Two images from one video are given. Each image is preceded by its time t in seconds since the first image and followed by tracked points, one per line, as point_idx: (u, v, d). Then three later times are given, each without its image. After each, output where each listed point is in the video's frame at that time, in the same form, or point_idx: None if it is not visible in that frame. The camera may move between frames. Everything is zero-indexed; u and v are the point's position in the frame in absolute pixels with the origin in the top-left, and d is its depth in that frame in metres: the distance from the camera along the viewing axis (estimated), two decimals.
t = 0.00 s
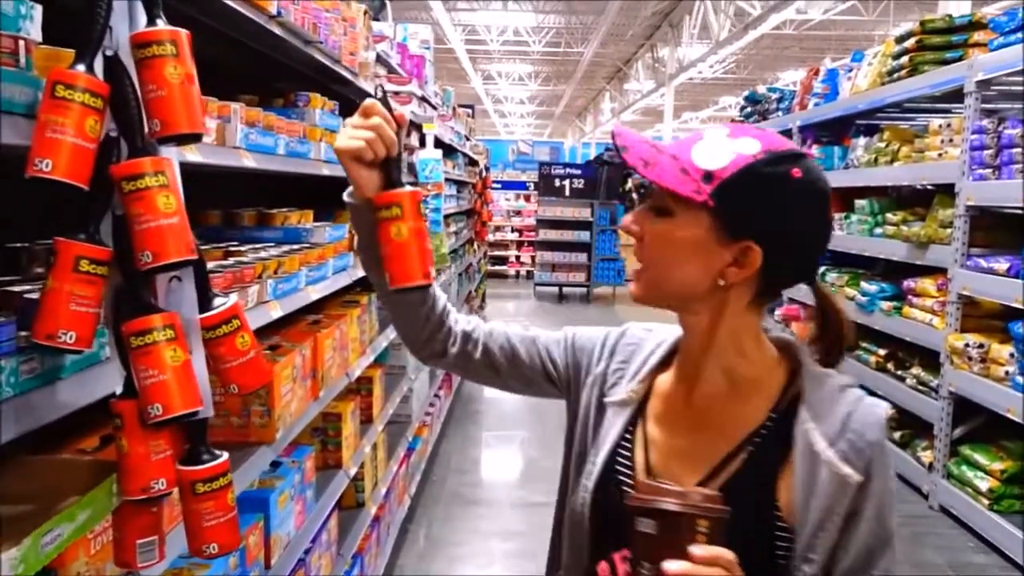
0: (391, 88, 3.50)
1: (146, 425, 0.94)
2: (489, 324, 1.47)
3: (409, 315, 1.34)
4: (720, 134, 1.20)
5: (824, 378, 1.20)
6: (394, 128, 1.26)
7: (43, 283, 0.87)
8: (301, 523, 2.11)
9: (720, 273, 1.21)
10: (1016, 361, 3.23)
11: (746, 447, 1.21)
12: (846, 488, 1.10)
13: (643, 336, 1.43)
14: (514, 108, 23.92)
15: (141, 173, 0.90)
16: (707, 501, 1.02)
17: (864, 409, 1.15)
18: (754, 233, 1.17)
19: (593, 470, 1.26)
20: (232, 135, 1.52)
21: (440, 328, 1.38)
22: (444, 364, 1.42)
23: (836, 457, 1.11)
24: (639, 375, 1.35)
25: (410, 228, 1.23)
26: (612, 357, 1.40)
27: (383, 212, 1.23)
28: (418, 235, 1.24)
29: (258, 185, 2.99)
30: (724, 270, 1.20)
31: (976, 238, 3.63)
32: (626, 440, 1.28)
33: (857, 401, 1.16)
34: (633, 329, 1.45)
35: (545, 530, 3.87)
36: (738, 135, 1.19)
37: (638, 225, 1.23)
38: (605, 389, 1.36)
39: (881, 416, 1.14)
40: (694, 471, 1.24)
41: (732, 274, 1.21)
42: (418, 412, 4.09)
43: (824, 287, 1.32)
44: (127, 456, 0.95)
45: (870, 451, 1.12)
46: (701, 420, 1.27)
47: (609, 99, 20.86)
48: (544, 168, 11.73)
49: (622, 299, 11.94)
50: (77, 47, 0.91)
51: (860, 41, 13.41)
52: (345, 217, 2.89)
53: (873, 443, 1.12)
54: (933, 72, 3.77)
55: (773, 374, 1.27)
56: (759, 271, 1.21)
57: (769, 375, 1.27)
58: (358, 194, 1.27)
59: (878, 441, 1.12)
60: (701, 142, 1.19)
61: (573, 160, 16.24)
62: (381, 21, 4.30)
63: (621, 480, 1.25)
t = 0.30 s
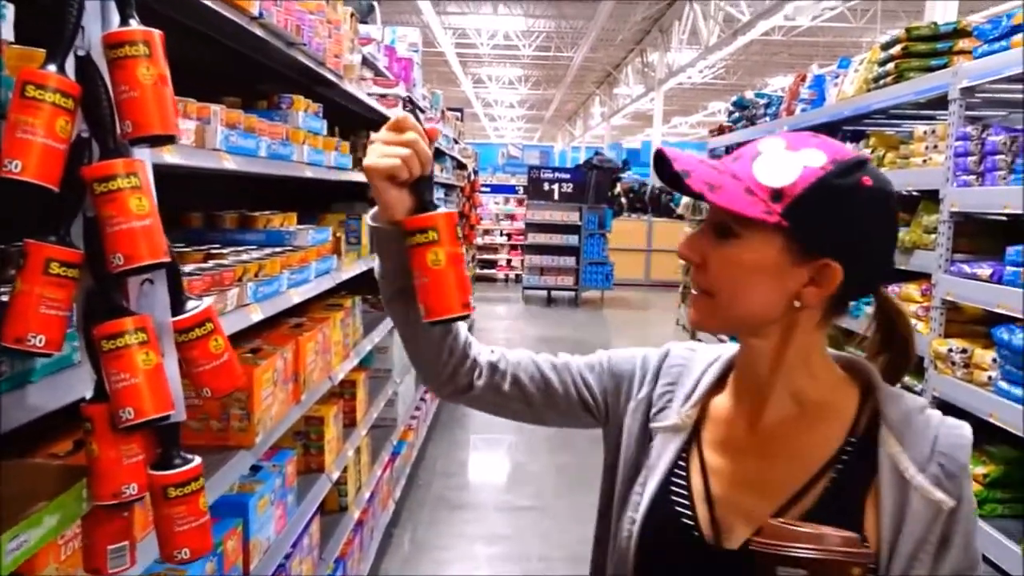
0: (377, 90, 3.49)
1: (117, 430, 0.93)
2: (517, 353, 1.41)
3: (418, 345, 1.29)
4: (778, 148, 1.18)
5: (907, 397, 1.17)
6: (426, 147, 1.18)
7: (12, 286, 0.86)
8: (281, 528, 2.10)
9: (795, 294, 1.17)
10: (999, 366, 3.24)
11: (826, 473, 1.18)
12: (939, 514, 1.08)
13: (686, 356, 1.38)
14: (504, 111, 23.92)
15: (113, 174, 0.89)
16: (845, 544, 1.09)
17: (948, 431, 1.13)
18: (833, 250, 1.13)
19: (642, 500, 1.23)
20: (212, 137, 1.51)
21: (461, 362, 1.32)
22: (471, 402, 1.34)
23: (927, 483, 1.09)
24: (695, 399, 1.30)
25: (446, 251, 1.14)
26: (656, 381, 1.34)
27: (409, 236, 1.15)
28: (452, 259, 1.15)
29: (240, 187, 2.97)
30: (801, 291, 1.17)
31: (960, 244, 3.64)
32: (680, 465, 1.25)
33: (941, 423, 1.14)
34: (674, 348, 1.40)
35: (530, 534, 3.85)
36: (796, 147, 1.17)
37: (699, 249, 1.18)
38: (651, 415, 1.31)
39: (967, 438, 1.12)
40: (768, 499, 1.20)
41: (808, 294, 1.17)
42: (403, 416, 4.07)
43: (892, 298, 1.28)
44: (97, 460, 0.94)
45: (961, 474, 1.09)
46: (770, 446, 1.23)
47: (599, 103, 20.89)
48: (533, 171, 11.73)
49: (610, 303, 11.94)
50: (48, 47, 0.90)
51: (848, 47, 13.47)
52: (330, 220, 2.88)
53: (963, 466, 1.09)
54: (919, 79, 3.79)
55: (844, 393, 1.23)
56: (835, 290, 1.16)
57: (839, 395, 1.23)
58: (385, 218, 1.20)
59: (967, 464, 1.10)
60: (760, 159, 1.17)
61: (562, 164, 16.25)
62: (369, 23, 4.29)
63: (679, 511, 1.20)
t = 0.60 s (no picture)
0: (349, 89, 3.46)
1: (75, 429, 0.91)
2: (506, 317, 1.26)
3: (428, 286, 1.14)
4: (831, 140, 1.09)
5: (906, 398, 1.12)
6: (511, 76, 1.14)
7: None
8: (248, 529, 2.07)
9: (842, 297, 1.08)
10: (962, 369, 3.30)
11: (841, 487, 1.09)
12: (954, 512, 1.03)
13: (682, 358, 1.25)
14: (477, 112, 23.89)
15: (73, 169, 0.87)
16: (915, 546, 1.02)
17: (952, 427, 1.08)
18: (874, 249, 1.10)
19: (638, 512, 1.10)
20: (178, 132, 1.48)
21: (460, 305, 1.17)
22: (450, 352, 1.20)
23: (943, 483, 1.03)
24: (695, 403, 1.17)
25: (471, 164, 1.03)
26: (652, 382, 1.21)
27: (455, 132, 1.01)
28: (469, 178, 1.04)
29: (208, 184, 2.93)
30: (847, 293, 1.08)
31: (925, 249, 3.70)
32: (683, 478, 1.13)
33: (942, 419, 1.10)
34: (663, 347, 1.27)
35: (500, 535, 3.85)
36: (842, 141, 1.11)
37: (779, 247, 1.04)
38: (644, 417, 1.18)
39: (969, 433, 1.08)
40: (785, 517, 1.09)
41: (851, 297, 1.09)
42: (373, 416, 4.04)
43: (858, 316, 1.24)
44: (54, 460, 0.92)
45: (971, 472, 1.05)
46: (779, 460, 1.13)
47: (573, 105, 20.95)
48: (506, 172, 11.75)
49: (582, 305, 11.97)
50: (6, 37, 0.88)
51: (818, 53, 13.63)
52: (300, 219, 2.85)
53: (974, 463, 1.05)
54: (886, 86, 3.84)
55: (846, 402, 1.15)
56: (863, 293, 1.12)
57: (843, 404, 1.15)
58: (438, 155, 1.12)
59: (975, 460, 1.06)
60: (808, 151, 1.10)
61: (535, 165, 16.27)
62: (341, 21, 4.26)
63: (689, 528, 1.09)
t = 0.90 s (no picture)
0: (334, 85, 3.44)
1: (48, 428, 0.90)
2: (490, 322, 1.27)
3: (413, 290, 1.19)
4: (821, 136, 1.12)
5: (891, 405, 1.12)
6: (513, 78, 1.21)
7: None
8: (227, 527, 2.06)
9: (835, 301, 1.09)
10: (942, 371, 3.32)
11: (833, 500, 1.08)
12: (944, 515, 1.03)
13: (667, 364, 1.23)
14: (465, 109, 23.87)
15: (48, 164, 0.86)
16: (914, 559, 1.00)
17: (937, 430, 1.09)
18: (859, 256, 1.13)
19: (627, 526, 1.08)
20: (158, 127, 1.47)
21: (444, 307, 1.20)
22: (432, 355, 1.22)
23: (933, 489, 1.03)
24: (682, 413, 1.15)
25: (476, 177, 1.14)
26: (637, 391, 1.19)
27: (461, 149, 1.12)
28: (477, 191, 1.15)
29: (190, 179, 2.91)
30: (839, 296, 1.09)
31: (907, 251, 3.72)
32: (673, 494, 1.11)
33: (927, 422, 1.10)
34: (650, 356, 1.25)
35: (482, 534, 3.85)
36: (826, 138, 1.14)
37: (789, 249, 1.03)
38: (629, 427, 1.16)
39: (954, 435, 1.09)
40: (778, 532, 1.07)
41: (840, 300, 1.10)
42: (356, 414, 4.03)
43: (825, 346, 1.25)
44: (27, 458, 0.91)
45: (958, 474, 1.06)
46: (770, 473, 1.10)
47: (561, 104, 20.96)
48: (493, 170, 11.75)
49: (567, 303, 11.99)
50: None
51: (804, 55, 13.72)
52: (284, 215, 2.84)
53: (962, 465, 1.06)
54: (871, 89, 3.87)
55: (832, 411, 1.14)
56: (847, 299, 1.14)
57: (828, 414, 1.14)
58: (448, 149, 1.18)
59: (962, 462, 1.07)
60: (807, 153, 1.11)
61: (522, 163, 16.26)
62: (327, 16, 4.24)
63: (681, 544, 1.06)
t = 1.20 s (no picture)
0: (314, 84, 3.42)
1: (18, 435, 0.89)
2: (456, 335, 1.28)
3: (376, 308, 1.17)
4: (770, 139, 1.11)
5: (857, 413, 1.11)
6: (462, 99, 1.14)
7: None
8: (203, 529, 2.05)
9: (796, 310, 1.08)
10: (917, 370, 3.36)
11: (800, 508, 1.06)
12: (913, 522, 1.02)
13: (633, 374, 1.22)
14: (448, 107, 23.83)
15: (17, 168, 0.86)
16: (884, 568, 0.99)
17: (903, 437, 1.08)
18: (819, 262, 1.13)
19: (595, 540, 1.07)
20: (132, 129, 1.46)
21: (406, 324, 1.20)
22: (398, 371, 1.23)
23: (901, 495, 1.02)
24: (649, 424, 1.13)
25: (434, 201, 1.10)
26: (603, 403, 1.19)
27: (411, 177, 1.08)
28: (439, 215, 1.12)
29: (167, 179, 2.89)
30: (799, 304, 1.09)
31: (884, 251, 3.76)
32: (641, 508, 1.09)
33: (894, 429, 1.09)
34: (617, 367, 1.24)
35: (463, 534, 3.85)
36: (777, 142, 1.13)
37: (744, 265, 1.03)
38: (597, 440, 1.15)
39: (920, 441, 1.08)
40: (747, 544, 1.05)
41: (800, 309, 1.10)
42: (336, 414, 4.01)
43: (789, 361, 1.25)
44: None
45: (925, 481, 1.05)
46: (737, 484, 1.09)
47: (543, 102, 20.97)
48: (475, 169, 11.74)
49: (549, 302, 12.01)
50: None
51: (785, 56, 13.80)
52: (263, 215, 2.83)
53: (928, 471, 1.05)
54: (849, 91, 3.90)
55: (798, 419, 1.13)
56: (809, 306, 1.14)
57: (794, 423, 1.13)
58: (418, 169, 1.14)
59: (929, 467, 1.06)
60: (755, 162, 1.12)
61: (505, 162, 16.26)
62: (307, 15, 4.22)
63: (649, 556, 1.05)
